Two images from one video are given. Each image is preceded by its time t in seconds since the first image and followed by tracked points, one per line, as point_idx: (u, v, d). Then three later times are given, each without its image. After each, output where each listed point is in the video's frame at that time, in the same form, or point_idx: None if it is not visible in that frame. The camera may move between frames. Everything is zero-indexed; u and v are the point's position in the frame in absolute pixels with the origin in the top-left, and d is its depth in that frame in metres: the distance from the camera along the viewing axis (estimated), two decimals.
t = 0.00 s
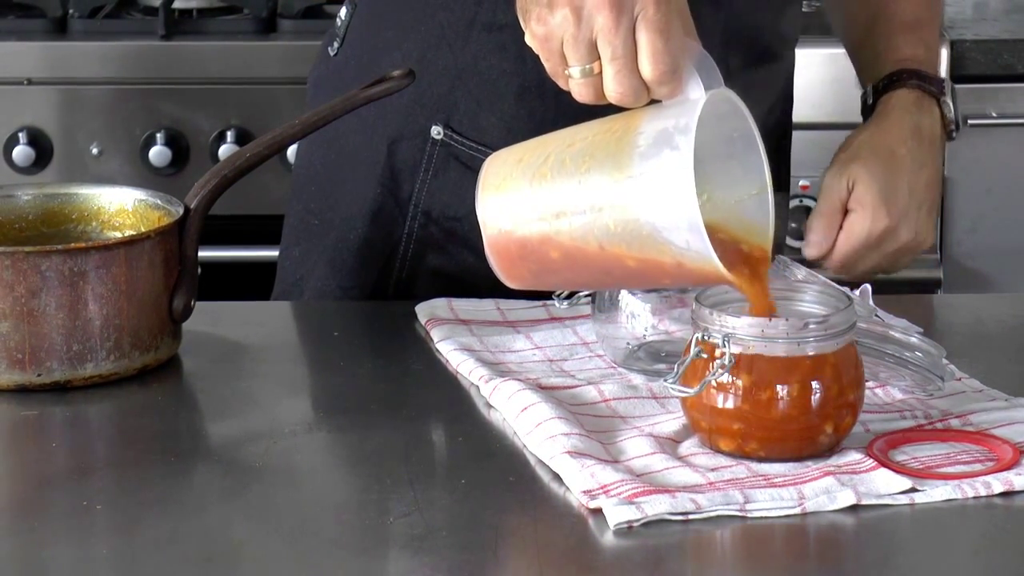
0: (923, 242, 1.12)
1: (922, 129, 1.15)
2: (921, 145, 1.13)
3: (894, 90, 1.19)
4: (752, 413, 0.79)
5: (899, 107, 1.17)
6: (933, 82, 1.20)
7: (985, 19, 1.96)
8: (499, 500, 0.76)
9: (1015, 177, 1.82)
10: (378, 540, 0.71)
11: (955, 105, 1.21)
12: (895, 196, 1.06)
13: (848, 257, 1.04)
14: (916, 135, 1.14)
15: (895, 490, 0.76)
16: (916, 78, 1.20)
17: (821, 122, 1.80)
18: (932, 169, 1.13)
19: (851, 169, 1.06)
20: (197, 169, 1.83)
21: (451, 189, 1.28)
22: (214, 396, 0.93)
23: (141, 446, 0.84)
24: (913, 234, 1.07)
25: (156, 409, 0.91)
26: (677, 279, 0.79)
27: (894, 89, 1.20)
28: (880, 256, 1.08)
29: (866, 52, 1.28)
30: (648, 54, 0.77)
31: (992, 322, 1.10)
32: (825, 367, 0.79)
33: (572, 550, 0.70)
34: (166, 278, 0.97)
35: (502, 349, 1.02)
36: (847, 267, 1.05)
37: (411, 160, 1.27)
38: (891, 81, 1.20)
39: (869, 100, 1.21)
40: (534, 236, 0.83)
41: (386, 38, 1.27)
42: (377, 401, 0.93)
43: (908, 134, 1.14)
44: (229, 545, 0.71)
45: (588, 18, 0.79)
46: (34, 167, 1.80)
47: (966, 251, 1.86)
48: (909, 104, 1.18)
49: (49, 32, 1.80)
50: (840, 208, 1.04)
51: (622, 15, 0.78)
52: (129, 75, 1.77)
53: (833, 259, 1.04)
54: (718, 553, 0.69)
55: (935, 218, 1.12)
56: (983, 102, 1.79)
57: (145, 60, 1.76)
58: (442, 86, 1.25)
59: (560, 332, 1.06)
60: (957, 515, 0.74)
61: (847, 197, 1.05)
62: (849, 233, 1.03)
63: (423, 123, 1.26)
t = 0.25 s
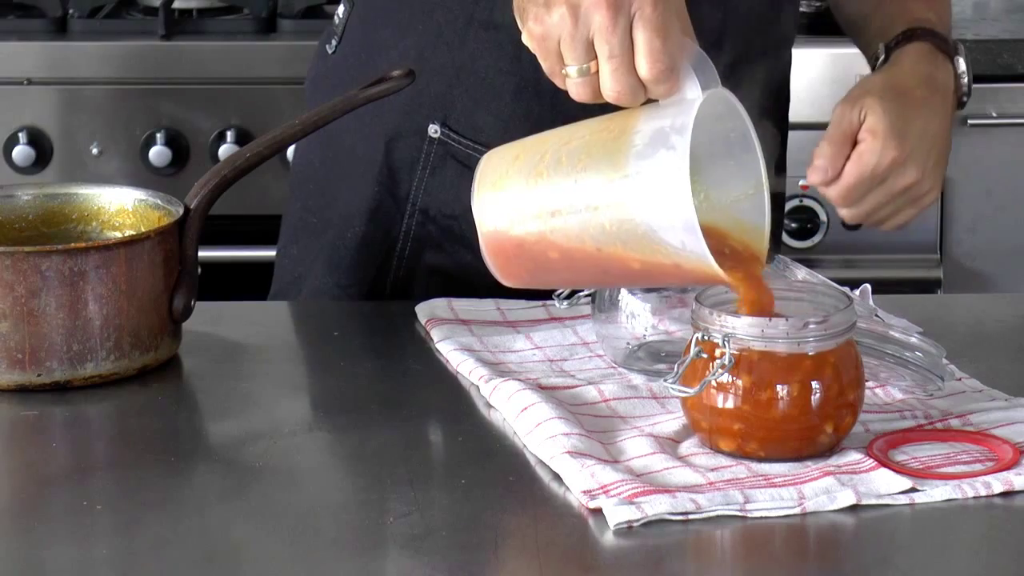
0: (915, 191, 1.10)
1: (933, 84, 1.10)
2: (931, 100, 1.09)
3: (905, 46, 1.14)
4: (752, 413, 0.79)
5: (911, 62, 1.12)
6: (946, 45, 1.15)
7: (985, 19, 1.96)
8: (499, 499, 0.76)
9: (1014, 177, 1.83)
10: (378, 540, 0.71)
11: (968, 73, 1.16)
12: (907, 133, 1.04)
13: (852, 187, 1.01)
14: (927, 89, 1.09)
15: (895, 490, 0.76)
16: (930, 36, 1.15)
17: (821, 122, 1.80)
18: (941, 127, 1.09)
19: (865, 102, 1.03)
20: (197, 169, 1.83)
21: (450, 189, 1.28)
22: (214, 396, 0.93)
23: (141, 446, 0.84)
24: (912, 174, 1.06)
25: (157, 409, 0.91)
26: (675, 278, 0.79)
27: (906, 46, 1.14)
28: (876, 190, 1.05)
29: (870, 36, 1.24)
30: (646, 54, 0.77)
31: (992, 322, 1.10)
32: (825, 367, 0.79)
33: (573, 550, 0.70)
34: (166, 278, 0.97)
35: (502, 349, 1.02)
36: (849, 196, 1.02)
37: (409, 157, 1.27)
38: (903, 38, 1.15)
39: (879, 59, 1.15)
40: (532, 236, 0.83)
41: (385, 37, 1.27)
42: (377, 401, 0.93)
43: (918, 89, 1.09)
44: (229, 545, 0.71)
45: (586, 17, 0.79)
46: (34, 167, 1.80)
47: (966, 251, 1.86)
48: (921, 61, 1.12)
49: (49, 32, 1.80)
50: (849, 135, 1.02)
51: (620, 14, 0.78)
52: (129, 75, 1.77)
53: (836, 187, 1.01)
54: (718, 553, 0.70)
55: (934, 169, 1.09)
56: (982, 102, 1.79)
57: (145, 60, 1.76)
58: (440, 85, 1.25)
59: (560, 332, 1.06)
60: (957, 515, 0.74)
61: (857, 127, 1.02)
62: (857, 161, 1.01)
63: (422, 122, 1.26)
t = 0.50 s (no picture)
0: (932, 172, 1.07)
1: (944, 70, 1.09)
2: (945, 84, 1.08)
3: (918, 35, 1.13)
4: (752, 413, 0.79)
5: (924, 50, 1.11)
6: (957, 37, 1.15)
7: (985, 19, 1.96)
8: (499, 499, 0.76)
9: (1015, 176, 1.83)
10: (378, 540, 0.71)
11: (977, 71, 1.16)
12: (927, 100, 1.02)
13: (882, 152, 0.97)
14: (940, 75, 1.08)
15: (895, 490, 0.76)
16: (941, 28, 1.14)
17: (821, 122, 1.80)
18: (955, 109, 1.07)
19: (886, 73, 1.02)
20: (198, 169, 1.83)
21: (449, 189, 1.28)
22: (214, 396, 0.93)
23: (142, 446, 0.84)
24: (935, 146, 1.03)
25: (157, 409, 0.91)
26: (682, 270, 0.79)
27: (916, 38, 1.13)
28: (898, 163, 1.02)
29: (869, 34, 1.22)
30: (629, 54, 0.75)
31: (992, 322, 1.10)
32: (825, 366, 0.79)
33: (573, 550, 0.70)
34: (166, 278, 0.97)
35: (502, 349, 1.02)
36: (879, 163, 0.98)
37: (407, 158, 1.27)
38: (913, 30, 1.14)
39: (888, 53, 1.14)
40: (535, 242, 0.83)
41: (384, 37, 1.27)
42: (376, 400, 0.93)
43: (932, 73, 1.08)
44: (229, 545, 0.71)
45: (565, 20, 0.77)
46: (34, 167, 1.80)
47: (966, 250, 1.86)
48: (933, 51, 1.11)
49: (50, 33, 1.80)
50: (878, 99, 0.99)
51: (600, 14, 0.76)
52: (129, 75, 1.77)
53: (865, 152, 0.97)
54: (718, 553, 0.69)
55: (952, 151, 1.07)
56: (983, 102, 1.79)
57: (145, 60, 1.76)
58: (439, 85, 1.25)
59: (561, 332, 1.06)
60: (957, 515, 0.74)
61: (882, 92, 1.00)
62: (886, 124, 0.98)
63: (420, 122, 1.26)
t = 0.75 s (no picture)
0: (937, 146, 1.07)
1: (944, 50, 1.10)
2: (946, 61, 1.08)
3: (923, 17, 1.13)
4: (752, 413, 0.79)
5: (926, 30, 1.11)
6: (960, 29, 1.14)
7: (985, 19, 1.96)
8: (499, 500, 0.76)
9: (1015, 176, 1.82)
10: (377, 540, 0.71)
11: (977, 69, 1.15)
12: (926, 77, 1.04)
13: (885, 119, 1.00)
14: (940, 54, 1.08)
15: (895, 490, 0.76)
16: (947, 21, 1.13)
17: (821, 122, 1.80)
18: (956, 87, 1.08)
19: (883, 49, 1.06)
20: (198, 169, 1.83)
21: (449, 189, 1.28)
22: (214, 396, 0.93)
23: (142, 446, 0.84)
24: (941, 114, 1.05)
25: (157, 409, 0.91)
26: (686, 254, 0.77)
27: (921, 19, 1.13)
28: (905, 131, 1.03)
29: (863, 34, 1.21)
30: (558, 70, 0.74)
31: (992, 322, 1.10)
32: (825, 366, 0.79)
33: (573, 550, 0.70)
34: (166, 278, 0.97)
35: (502, 349, 1.02)
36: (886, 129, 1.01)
37: (405, 160, 1.27)
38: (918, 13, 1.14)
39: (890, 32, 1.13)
40: (538, 276, 0.82)
41: (383, 37, 1.27)
42: (376, 400, 0.93)
43: (931, 50, 1.08)
44: (229, 545, 0.71)
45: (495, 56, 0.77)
46: (34, 167, 1.80)
47: (967, 250, 1.86)
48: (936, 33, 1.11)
49: (50, 33, 1.80)
50: (876, 71, 1.04)
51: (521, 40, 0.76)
52: (129, 75, 1.77)
53: (871, 118, 1.00)
54: (719, 553, 0.70)
55: (955, 125, 1.08)
56: (983, 102, 1.79)
57: (145, 59, 1.76)
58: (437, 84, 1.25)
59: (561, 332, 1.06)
60: (957, 515, 0.74)
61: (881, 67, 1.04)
62: (885, 95, 1.02)
63: (419, 123, 1.26)
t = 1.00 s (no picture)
0: (906, 154, 1.05)
1: (914, 52, 1.10)
2: (914, 65, 1.08)
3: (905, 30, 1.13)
4: (752, 413, 0.79)
5: (905, 33, 1.13)
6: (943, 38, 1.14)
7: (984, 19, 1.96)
8: (500, 500, 0.76)
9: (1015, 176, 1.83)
10: (378, 539, 0.71)
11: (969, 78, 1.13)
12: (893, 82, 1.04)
13: (852, 123, 0.99)
14: (910, 57, 1.08)
15: (895, 490, 0.76)
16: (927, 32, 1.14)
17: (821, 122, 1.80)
18: (927, 89, 1.07)
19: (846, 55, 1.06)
20: (198, 169, 1.83)
21: (448, 189, 1.28)
22: (214, 396, 0.93)
23: (142, 446, 0.84)
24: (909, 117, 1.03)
25: (157, 409, 0.91)
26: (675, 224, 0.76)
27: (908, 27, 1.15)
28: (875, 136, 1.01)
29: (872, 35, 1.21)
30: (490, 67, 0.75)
31: (993, 322, 1.10)
32: (825, 367, 0.79)
33: (573, 550, 0.70)
34: (166, 278, 0.97)
35: (502, 349, 1.02)
36: (854, 132, 0.99)
37: (403, 159, 1.28)
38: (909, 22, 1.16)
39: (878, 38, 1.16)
40: (538, 299, 0.78)
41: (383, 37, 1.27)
42: (375, 400, 0.93)
43: (898, 53, 1.08)
44: (230, 545, 0.71)
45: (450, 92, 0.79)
46: (34, 167, 1.80)
47: (967, 250, 1.86)
48: (914, 38, 1.12)
49: (50, 33, 1.80)
50: (839, 79, 1.03)
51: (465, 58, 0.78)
52: (130, 75, 1.77)
53: (837, 124, 0.98)
54: (719, 554, 0.69)
55: (927, 132, 1.06)
56: (983, 102, 1.79)
57: (145, 59, 1.76)
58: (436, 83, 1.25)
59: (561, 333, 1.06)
60: (958, 515, 0.74)
61: (841, 76, 1.04)
62: (848, 100, 1.01)
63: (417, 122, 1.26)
